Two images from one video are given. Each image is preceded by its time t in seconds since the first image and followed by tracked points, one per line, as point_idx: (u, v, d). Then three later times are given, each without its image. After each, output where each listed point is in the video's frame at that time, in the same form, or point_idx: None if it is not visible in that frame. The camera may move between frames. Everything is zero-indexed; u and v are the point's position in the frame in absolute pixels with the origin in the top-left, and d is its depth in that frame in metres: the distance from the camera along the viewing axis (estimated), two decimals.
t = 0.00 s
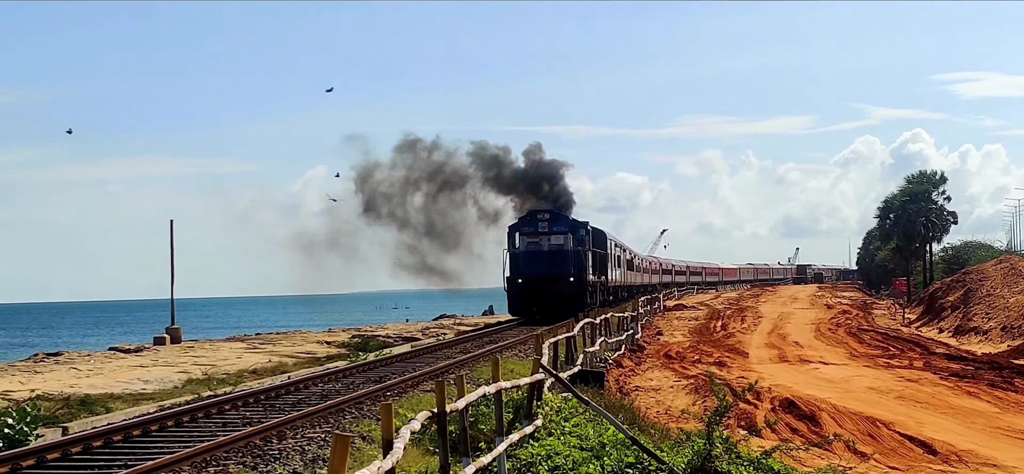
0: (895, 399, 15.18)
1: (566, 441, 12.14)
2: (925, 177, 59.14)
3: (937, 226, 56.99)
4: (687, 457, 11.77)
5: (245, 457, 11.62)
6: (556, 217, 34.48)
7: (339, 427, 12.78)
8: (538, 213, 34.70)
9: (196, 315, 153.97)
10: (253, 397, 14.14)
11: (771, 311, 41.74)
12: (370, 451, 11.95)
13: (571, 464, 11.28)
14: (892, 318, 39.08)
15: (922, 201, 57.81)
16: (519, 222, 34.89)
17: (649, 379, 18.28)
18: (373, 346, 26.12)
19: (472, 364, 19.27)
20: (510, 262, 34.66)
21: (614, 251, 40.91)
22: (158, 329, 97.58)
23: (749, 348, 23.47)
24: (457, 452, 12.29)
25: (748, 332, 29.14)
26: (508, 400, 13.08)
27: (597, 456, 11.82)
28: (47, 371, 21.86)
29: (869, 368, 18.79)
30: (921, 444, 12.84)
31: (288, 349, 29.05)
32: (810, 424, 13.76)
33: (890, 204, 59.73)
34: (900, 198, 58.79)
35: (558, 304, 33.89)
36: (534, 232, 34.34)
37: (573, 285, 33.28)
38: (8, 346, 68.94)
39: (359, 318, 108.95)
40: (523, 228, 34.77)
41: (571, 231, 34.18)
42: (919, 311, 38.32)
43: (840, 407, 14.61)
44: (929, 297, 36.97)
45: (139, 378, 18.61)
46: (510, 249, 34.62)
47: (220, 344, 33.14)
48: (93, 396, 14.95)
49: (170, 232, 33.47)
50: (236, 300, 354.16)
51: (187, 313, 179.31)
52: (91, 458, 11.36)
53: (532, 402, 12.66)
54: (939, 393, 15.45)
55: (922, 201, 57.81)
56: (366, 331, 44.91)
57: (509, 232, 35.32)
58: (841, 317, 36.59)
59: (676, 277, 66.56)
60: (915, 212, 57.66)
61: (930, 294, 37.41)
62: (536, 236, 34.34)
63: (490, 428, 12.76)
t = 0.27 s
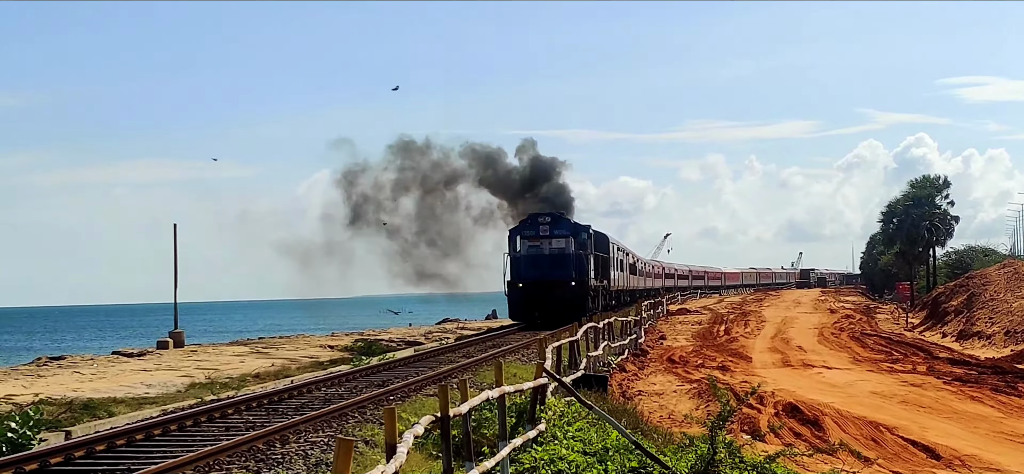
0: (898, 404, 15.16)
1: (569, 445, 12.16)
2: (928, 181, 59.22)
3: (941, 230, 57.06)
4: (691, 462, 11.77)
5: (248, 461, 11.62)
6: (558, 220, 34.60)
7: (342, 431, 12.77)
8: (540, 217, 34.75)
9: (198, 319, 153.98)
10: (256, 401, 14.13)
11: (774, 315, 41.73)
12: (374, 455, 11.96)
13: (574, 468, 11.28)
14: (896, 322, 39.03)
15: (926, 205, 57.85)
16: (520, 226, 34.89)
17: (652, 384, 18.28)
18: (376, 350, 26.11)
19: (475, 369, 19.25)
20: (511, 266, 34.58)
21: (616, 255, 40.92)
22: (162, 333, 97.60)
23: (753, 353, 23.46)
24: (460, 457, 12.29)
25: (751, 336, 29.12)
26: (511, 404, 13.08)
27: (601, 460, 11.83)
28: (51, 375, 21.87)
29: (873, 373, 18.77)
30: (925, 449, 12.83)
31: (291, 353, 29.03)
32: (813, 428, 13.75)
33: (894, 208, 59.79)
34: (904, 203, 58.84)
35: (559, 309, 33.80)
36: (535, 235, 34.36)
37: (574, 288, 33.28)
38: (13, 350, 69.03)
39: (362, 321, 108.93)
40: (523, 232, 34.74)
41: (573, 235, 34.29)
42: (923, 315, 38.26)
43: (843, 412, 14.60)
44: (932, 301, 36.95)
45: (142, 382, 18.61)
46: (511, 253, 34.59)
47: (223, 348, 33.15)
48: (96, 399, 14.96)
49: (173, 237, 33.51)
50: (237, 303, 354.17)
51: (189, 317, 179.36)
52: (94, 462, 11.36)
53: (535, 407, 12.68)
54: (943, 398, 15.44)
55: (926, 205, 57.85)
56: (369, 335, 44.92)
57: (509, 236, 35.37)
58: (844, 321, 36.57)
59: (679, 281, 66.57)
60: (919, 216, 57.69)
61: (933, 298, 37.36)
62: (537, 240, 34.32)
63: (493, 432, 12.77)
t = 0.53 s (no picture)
0: (900, 408, 15.15)
1: (571, 450, 12.17)
2: (929, 185, 59.31)
3: (942, 233, 57.03)
4: (694, 466, 11.79)
5: (250, 467, 11.64)
6: (557, 224, 34.36)
7: (345, 437, 12.76)
8: (539, 220, 34.53)
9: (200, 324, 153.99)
10: (258, 407, 14.12)
11: (776, 319, 41.66)
12: (376, 461, 11.98)
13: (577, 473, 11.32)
14: (898, 326, 39.01)
15: (928, 208, 57.88)
16: (519, 229, 34.78)
17: (654, 388, 18.28)
18: (378, 355, 26.10)
19: (477, 374, 19.24)
20: (510, 270, 34.56)
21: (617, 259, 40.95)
22: (164, 339, 97.62)
23: (754, 357, 23.47)
24: (462, 462, 12.30)
25: (752, 340, 29.11)
26: (513, 409, 13.08)
27: (603, 465, 11.87)
28: (53, 381, 21.87)
29: (874, 376, 18.77)
30: (927, 452, 12.82)
31: (292, 359, 29.01)
32: (815, 432, 13.74)
33: (895, 212, 59.85)
34: (905, 206, 58.91)
35: (558, 314, 33.96)
36: (535, 240, 34.22)
37: (574, 294, 33.36)
38: (16, 357, 69.05)
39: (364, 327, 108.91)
40: (523, 236, 34.60)
41: (572, 239, 34.24)
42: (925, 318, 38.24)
43: (845, 416, 14.59)
44: (934, 305, 36.91)
45: (144, 388, 18.61)
46: (510, 257, 34.54)
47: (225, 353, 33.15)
48: (98, 406, 14.95)
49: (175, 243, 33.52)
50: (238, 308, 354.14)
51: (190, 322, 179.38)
52: (96, 468, 11.37)
53: (537, 412, 12.69)
54: (945, 401, 15.42)
55: (928, 209, 57.88)
56: (371, 340, 44.92)
57: (508, 240, 35.21)
58: (846, 324, 36.55)
59: (680, 285, 66.55)
60: (921, 219, 57.69)
61: (934, 301, 37.34)
62: (536, 244, 34.21)
63: (495, 438, 12.77)
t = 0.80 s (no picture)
0: (897, 416, 15.21)
1: (570, 456, 12.24)
2: (927, 195, 59.49)
3: (940, 244, 57.13)
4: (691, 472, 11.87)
5: (250, 470, 11.71)
6: (555, 230, 34.55)
7: (344, 440, 12.82)
8: (537, 226, 34.73)
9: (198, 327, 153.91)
10: (258, 410, 14.16)
11: (774, 327, 41.69)
12: (375, 465, 12.05)
13: None
14: (895, 335, 39.16)
15: (925, 218, 58.05)
16: (517, 235, 34.85)
17: (653, 395, 18.34)
18: (378, 360, 26.13)
19: (476, 380, 19.29)
20: (507, 276, 34.56)
21: (615, 265, 41.04)
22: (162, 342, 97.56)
23: (752, 364, 23.55)
24: (461, 467, 12.37)
25: (750, 348, 29.19)
26: (512, 414, 13.16)
27: (601, 471, 11.96)
28: (54, 383, 21.91)
29: (871, 385, 18.85)
30: (923, 460, 12.90)
31: (292, 362, 29.04)
32: (812, 440, 13.81)
33: (893, 221, 60.07)
34: (902, 216, 59.13)
35: (555, 321, 34.01)
36: (532, 246, 34.36)
37: (571, 300, 33.37)
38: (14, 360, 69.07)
39: (362, 331, 108.93)
40: (520, 242, 34.73)
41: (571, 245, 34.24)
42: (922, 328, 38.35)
43: (842, 424, 14.66)
44: (931, 314, 37.02)
45: (144, 391, 18.65)
46: (508, 263, 34.48)
47: (224, 356, 33.18)
48: (98, 408, 14.99)
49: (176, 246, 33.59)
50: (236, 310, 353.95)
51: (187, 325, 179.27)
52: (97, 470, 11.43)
53: (536, 418, 12.76)
54: (941, 410, 15.49)
55: (925, 219, 58.03)
56: (370, 345, 44.96)
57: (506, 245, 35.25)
58: (843, 333, 36.62)
59: (678, 293, 66.60)
60: (918, 229, 57.76)
61: (931, 311, 37.45)
62: (534, 250, 34.35)
63: (494, 443, 12.84)
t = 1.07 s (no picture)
0: (893, 416, 15.31)
1: (569, 455, 12.36)
2: (925, 196, 59.69)
3: (937, 244, 56.67)
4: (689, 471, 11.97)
5: (250, 468, 11.83)
6: (552, 230, 34.63)
7: (344, 439, 12.90)
8: (534, 226, 34.83)
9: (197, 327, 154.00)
10: (258, 410, 14.23)
11: (772, 327, 41.81)
12: (375, 464, 12.15)
13: None
14: (892, 335, 39.26)
15: (922, 220, 58.08)
16: (513, 235, 34.91)
17: (651, 394, 18.43)
18: (379, 360, 26.19)
19: (476, 379, 19.37)
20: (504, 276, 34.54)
21: (613, 266, 41.12)
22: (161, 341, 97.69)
23: (750, 364, 23.64)
24: (461, 465, 12.47)
25: (748, 348, 29.29)
26: (512, 413, 13.25)
27: (600, 469, 12.08)
28: (55, 383, 21.97)
29: (868, 385, 18.94)
30: (919, 460, 12.99)
31: (292, 362, 29.12)
32: (809, 439, 13.89)
33: (890, 223, 60.07)
34: (900, 217, 59.13)
35: (553, 321, 34.08)
36: (529, 246, 34.38)
37: (569, 301, 33.48)
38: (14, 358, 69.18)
39: (361, 331, 109.05)
40: (517, 242, 34.75)
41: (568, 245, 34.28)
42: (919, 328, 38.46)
43: (839, 423, 14.76)
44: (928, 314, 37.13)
45: (145, 390, 18.72)
46: (504, 263, 34.43)
47: (225, 356, 33.25)
48: (101, 407, 15.07)
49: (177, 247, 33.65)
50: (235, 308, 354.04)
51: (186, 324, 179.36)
52: (98, 468, 11.54)
53: (535, 417, 12.85)
54: (938, 410, 15.59)
55: (922, 220, 58.05)
56: (369, 345, 45.04)
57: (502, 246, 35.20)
58: (841, 333, 36.73)
59: (677, 293, 66.69)
60: (915, 230, 57.70)
61: (929, 311, 37.55)
62: (531, 250, 34.36)
63: (493, 442, 12.92)
